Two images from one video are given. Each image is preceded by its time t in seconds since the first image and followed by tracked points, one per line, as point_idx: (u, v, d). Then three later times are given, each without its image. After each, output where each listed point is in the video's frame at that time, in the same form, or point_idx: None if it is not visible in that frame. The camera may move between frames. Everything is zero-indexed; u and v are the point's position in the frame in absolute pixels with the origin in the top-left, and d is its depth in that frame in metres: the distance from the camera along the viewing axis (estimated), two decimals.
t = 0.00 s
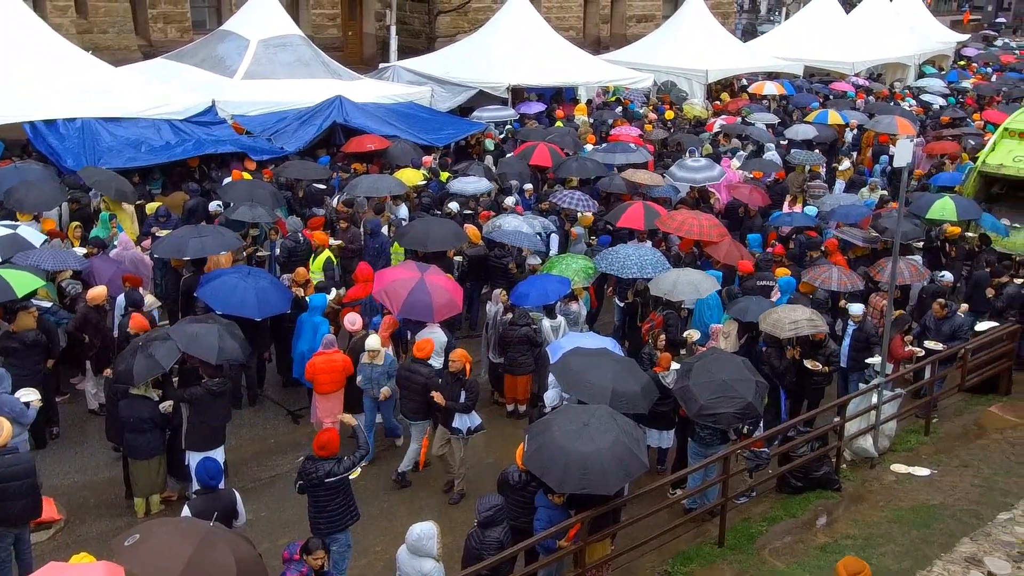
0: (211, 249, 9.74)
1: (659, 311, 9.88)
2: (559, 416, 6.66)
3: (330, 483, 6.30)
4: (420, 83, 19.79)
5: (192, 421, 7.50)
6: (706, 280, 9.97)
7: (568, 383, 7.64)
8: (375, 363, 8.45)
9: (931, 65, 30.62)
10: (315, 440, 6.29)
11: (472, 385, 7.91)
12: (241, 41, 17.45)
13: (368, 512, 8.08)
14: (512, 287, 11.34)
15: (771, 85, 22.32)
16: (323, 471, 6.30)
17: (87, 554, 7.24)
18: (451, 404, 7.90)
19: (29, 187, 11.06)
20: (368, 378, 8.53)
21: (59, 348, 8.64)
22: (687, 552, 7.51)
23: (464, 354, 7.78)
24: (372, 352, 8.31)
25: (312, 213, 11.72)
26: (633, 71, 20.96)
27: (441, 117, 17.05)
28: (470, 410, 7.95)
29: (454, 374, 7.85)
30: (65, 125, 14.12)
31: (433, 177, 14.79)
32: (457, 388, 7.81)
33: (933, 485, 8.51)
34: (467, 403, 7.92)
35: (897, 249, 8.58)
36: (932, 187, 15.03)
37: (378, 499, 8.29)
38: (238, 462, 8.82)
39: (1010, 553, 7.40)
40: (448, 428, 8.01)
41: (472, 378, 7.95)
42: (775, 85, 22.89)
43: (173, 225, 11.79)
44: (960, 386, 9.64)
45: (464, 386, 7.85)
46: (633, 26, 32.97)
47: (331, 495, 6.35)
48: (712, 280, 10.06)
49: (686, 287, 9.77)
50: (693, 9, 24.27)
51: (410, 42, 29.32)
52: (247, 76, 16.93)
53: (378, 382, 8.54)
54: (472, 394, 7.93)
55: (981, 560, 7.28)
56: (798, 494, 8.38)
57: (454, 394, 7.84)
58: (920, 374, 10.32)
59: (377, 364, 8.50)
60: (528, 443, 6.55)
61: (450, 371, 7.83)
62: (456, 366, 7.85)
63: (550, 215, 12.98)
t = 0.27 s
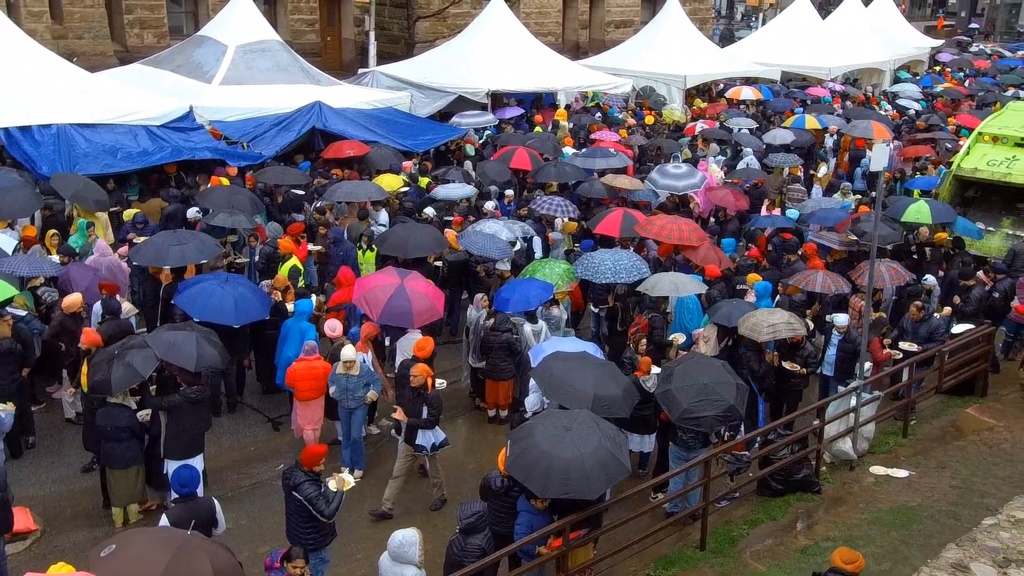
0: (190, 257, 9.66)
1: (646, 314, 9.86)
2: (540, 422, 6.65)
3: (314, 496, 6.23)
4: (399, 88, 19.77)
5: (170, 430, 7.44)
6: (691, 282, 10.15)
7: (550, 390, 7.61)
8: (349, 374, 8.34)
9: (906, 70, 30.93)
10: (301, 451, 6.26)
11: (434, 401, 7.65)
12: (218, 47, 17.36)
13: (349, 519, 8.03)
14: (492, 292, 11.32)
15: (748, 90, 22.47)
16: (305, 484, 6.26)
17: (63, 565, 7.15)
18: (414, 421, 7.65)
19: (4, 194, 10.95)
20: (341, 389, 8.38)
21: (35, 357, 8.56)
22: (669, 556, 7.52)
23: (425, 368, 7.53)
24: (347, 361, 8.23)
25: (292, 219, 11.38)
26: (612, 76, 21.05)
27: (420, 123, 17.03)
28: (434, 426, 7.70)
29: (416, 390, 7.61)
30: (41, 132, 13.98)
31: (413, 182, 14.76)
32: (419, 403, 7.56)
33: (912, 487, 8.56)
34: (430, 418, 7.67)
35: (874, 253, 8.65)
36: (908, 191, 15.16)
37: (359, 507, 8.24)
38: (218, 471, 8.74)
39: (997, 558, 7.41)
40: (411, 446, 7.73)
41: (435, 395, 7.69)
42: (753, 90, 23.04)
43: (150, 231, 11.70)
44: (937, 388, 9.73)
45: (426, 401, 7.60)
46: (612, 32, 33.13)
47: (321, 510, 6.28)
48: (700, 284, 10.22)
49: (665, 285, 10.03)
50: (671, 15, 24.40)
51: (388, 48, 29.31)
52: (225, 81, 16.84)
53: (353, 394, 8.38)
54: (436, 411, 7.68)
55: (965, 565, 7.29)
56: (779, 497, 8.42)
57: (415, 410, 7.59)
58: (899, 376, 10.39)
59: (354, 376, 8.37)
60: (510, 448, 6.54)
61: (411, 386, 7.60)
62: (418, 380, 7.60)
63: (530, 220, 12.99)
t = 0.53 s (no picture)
0: (179, 264, 9.60)
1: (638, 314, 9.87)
2: (529, 426, 6.64)
3: (300, 515, 6.20)
4: (385, 93, 19.75)
5: (156, 438, 7.41)
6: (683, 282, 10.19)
7: (538, 394, 7.59)
8: (336, 389, 8.12)
9: (889, 75, 31.15)
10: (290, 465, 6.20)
11: (398, 408, 7.53)
12: (204, 51, 17.30)
13: (337, 525, 8.01)
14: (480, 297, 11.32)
15: (733, 95, 22.56)
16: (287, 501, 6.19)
17: (48, 572, 7.09)
18: (378, 428, 7.56)
19: None
20: (326, 405, 8.15)
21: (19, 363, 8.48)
22: (657, 560, 7.54)
23: (387, 375, 7.51)
24: (334, 375, 8.01)
25: (278, 225, 11.35)
26: (598, 81, 21.10)
27: (407, 127, 17.02)
28: (399, 434, 7.58)
29: (379, 397, 7.58)
30: (25, 137, 13.89)
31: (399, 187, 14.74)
32: (381, 409, 7.48)
33: (899, 490, 8.61)
34: (394, 426, 7.55)
35: (859, 256, 8.70)
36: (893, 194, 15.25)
37: (348, 513, 8.21)
38: (204, 477, 8.70)
39: (983, 561, 7.45)
40: (377, 455, 7.65)
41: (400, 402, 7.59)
42: (738, 94, 23.15)
43: (136, 236, 11.64)
44: (923, 390, 9.78)
45: (388, 408, 7.50)
46: (598, 37, 33.21)
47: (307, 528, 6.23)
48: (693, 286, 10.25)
49: (658, 286, 10.09)
50: (656, 19, 24.47)
51: (374, 53, 29.35)
52: (210, 86, 16.78)
53: (339, 409, 8.19)
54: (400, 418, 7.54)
55: (953, 568, 7.33)
56: (766, 500, 8.44)
57: (378, 416, 7.49)
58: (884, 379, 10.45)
59: (339, 389, 8.18)
60: (499, 452, 6.54)
61: (374, 393, 7.57)
62: (381, 387, 7.58)
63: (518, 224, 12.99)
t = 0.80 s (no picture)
0: (172, 269, 9.64)
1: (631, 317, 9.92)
2: (517, 431, 6.64)
3: (282, 532, 6.15)
4: (372, 98, 19.73)
5: (143, 445, 7.37)
6: (678, 289, 10.17)
7: (527, 399, 7.59)
8: (324, 401, 7.77)
9: (874, 79, 31.33)
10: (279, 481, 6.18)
11: (367, 419, 7.42)
12: (189, 56, 17.23)
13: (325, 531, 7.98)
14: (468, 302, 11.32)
15: (719, 99, 22.65)
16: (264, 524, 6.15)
17: None
18: (345, 440, 7.43)
19: None
20: (313, 417, 7.81)
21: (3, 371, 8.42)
22: (645, 564, 7.54)
23: (355, 386, 7.31)
24: (322, 387, 7.69)
25: (264, 229, 11.27)
26: (584, 85, 21.15)
27: (394, 132, 17.00)
28: (367, 445, 7.47)
29: (347, 409, 7.41)
30: (9, 142, 13.80)
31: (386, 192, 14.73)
32: (347, 421, 7.36)
33: (885, 492, 8.63)
34: (362, 437, 7.45)
35: (845, 259, 8.73)
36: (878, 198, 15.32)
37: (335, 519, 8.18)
38: (191, 484, 8.66)
39: (968, 563, 7.47)
40: (346, 467, 7.54)
41: (367, 412, 7.47)
42: (724, 99, 23.25)
43: (121, 242, 11.58)
44: (909, 393, 9.82)
45: (355, 420, 7.38)
46: (585, 41, 33.32)
47: (289, 549, 6.18)
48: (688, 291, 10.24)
49: (653, 292, 10.09)
50: (642, 24, 24.56)
51: (361, 58, 29.36)
52: (195, 92, 16.71)
53: (327, 421, 7.83)
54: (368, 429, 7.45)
55: (938, 570, 7.35)
56: (754, 503, 8.46)
57: (346, 428, 7.37)
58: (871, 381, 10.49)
59: (327, 401, 7.81)
60: (487, 457, 6.54)
61: (342, 404, 7.39)
62: (349, 399, 7.40)
63: (505, 228, 13.00)
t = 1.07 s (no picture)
0: (161, 274, 9.65)
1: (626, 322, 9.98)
2: (505, 436, 6.64)
3: (274, 549, 6.09)
4: (358, 103, 19.72)
5: (128, 453, 7.33)
6: (672, 293, 10.20)
7: (515, 404, 7.59)
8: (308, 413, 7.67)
9: (858, 84, 31.51)
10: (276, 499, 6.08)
11: (332, 438, 7.36)
12: (174, 62, 17.15)
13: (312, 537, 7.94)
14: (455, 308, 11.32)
15: (704, 104, 22.74)
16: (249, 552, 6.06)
17: None
18: (310, 458, 7.36)
19: None
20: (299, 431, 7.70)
21: None
22: (633, 568, 7.54)
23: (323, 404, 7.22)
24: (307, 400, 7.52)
25: (250, 235, 11.23)
26: (571, 90, 21.19)
27: (380, 137, 16.99)
28: (331, 465, 7.39)
29: (314, 425, 7.34)
30: None
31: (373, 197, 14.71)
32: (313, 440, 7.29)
33: (872, 495, 8.66)
34: (327, 457, 7.37)
35: (829, 264, 8.78)
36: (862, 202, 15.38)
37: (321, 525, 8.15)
38: (176, 492, 8.61)
39: (953, 565, 7.50)
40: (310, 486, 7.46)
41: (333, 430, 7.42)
42: (709, 103, 23.36)
43: (106, 248, 11.53)
44: (894, 395, 9.87)
45: (320, 439, 7.31)
46: (571, 47, 33.44)
47: (281, 565, 6.11)
48: (683, 296, 10.29)
49: (648, 296, 10.10)
50: (627, 30, 24.64)
51: (347, 63, 29.35)
52: (180, 97, 16.65)
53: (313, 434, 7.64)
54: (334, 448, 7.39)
55: (924, 571, 7.38)
56: (742, 507, 8.48)
57: (311, 446, 7.31)
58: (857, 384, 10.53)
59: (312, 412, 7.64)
60: (475, 462, 6.53)
61: (309, 420, 7.32)
62: (316, 416, 7.32)
63: (491, 233, 13.01)
